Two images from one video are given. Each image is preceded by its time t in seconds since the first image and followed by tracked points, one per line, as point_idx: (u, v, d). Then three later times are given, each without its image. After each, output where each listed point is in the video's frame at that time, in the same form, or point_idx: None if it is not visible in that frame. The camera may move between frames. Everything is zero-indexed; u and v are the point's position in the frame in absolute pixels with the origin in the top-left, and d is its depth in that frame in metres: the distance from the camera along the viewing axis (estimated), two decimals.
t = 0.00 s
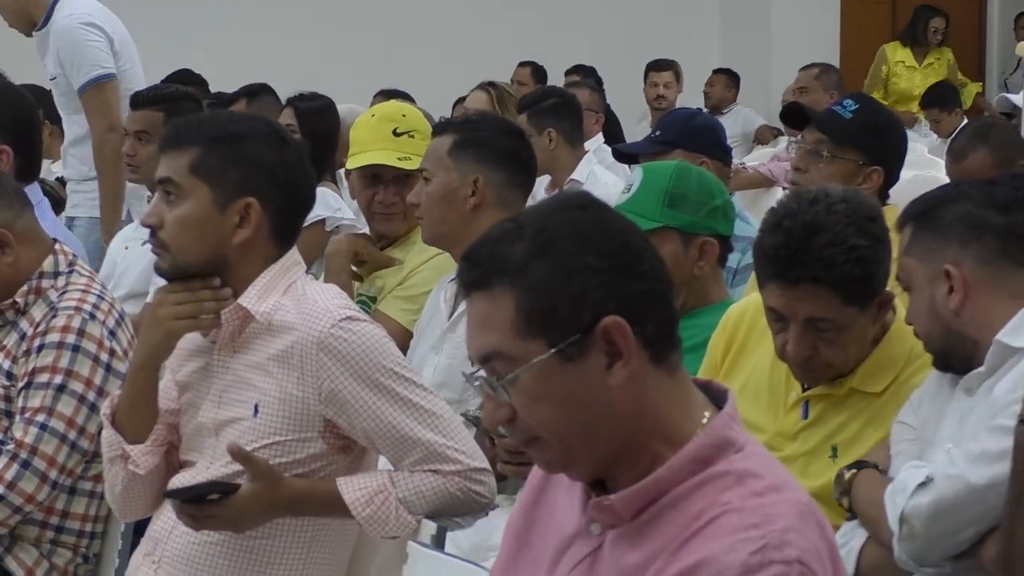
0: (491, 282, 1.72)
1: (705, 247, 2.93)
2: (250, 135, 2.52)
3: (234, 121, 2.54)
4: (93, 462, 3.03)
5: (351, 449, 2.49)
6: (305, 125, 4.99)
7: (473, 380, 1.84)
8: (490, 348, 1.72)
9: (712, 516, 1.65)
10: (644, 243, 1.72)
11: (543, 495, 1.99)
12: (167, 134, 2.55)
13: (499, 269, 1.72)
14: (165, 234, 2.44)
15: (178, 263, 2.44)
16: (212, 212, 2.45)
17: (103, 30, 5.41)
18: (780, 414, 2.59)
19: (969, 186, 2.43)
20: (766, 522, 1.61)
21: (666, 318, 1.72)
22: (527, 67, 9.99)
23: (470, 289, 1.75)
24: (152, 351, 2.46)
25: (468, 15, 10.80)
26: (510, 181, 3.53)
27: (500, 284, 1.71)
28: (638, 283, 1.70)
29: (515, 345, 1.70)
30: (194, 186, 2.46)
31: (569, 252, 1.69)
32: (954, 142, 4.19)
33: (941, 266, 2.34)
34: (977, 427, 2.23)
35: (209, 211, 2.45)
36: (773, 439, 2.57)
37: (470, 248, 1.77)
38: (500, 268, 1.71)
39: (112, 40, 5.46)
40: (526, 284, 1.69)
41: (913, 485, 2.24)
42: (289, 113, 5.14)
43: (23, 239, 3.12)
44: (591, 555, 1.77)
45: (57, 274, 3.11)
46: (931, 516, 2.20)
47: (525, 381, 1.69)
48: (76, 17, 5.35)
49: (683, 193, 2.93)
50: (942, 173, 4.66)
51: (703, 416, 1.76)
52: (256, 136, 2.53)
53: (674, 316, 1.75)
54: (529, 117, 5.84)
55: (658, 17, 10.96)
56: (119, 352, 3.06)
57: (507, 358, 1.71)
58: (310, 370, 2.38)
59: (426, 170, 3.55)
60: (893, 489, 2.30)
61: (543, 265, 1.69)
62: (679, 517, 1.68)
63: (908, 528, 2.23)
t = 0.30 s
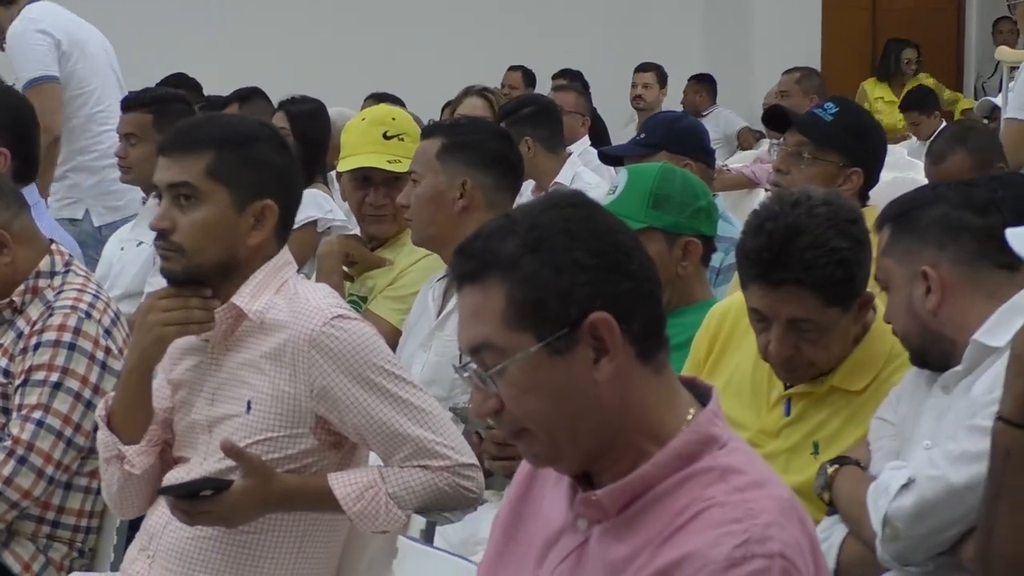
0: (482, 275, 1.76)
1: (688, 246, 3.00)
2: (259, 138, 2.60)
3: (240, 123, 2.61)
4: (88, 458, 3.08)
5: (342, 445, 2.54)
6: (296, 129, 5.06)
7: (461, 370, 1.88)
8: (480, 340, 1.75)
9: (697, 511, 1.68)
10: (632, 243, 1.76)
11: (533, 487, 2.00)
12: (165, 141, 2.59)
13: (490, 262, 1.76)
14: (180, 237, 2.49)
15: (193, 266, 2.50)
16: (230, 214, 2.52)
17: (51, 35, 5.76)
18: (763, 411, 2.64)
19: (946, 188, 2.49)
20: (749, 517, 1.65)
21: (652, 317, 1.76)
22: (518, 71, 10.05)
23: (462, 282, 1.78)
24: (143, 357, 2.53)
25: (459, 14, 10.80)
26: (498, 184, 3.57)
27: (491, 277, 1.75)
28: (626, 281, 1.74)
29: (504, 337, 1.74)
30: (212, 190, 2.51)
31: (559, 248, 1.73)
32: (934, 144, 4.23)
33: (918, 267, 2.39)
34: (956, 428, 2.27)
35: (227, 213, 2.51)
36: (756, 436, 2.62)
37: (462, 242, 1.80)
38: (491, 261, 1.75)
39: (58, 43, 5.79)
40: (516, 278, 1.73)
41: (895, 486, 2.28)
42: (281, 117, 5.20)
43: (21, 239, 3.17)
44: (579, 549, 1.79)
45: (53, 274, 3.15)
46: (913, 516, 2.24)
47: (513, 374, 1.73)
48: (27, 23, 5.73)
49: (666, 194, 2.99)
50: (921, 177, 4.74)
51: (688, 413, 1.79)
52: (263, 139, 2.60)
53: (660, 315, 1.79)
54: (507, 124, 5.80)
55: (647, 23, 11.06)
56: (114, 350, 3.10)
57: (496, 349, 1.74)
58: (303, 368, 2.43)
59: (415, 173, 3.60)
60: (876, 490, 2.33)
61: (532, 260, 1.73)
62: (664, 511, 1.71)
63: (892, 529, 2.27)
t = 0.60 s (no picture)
0: (468, 275, 1.76)
1: (669, 247, 3.06)
2: (261, 142, 2.66)
3: (240, 127, 2.66)
4: (82, 454, 3.12)
5: (331, 440, 2.59)
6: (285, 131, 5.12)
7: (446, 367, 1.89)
8: (465, 338, 1.76)
9: (678, 507, 1.70)
10: (615, 244, 1.77)
11: (515, 485, 2.05)
12: (168, 145, 2.62)
13: (475, 262, 1.77)
14: (196, 241, 2.54)
15: (211, 270, 2.56)
16: (244, 218, 2.58)
17: None
18: (744, 406, 2.70)
19: (920, 191, 2.54)
20: (730, 513, 1.67)
21: (635, 316, 1.78)
22: (505, 76, 10.20)
23: (448, 282, 1.79)
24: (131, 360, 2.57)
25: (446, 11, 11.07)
26: (481, 186, 3.62)
27: (476, 277, 1.76)
28: (609, 282, 1.75)
29: (490, 336, 1.74)
30: (229, 197, 2.57)
31: (543, 248, 1.74)
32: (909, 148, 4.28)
33: (893, 266, 2.45)
34: (932, 423, 2.33)
35: (241, 218, 2.58)
36: (738, 431, 2.68)
37: (447, 242, 1.81)
38: (476, 262, 1.76)
39: None
40: (500, 278, 1.74)
41: (872, 482, 2.31)
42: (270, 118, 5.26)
43: (14, 240, 3.21)
44: (562, 544, 1.82)
45: (47, 273, 3.20)
46: (891, 510, 2.28)
47: (497, 372, 1.73)
48: None
49: (648, 196, 3.06)
50: (897, 177, 4.80)
51: (669, 410, 1.80)
52: (264, 142, 2.67)
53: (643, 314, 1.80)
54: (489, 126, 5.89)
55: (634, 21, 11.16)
56: (107, 348, 3.15)
57: (482, 347, 1.74)
58: (292, 364, 2.48)
59: (400, 176, 3.64)
60: (853, 485, 2.37)
61: (518, 261, 1.74)
62: (645, 506, 1.73)
63: (869, 523, 2.30)
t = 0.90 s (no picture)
0: (456, 276, 1.82)
1: (653, 246, 3.12)
2: (250, 144, 2.73)
3: (231, 131, 2.73)
4: (78, 450, 3.18)
5: (322, 436, 2.64)
6: (277, 135, 5.18)
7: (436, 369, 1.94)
8: (453, 338, 1.81)
9: (661, 501, 1.75)
10: (599, 244, 1.82)
11: (502, 480, 2.10)
12: (163, 150, 2.65)
13: (463, 263, 1.82)
14: (195, 243, 2.59)
15: (212, 268, 2.60)
16: (240, 219, 2.65)
17: None
18: (727, 402, 2.76)
19: (898, 191, 2.61)
20: (713, 507, 1.70)
21: (619, 313, 1.83)
22: (494, 80, 10.40)
23: (438, 282, 1.84)
24: (127, 353, 2.66)
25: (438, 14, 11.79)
26: (465, 188, 3.67)
27: (464, 278, 1.81)
28: (593, 280, 1.80)
29: (479, 335, 1.79)
30: (226, 200, 2.62)
31: (529, 248, 1.79)
32: (888, 151, 4.33)
33: (871, 266, 2.50)
34: (907, 419, 2.40)
35: (238, 219, 2.64)
36: (720, 427, 2.74)
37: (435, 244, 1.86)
38: (465, 263, 1.81)
39: None
40: (489, 279, 1.79)
41: (850, 474, 2.37)
42: (264, 121, 5.32)
43: (10, 239, 3.25)
44: (549, 537, 1.86)
45: (43, 273, 3.24)
46: (868, 502, 2.34)
47: (486, 371, 1.79)
48: None
49: (632, 197, 3.12)
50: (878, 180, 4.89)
51: (653, 406, 1.86)
52: (253, 145, 2.74)
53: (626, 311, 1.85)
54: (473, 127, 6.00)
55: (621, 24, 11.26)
56: (103, 346, 3.20)
57: (471, 347, 1.80)
58: (285, 362, 2.53)
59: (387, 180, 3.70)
60: (830, 479, 2.44)
61: (505, 261, 1.79)
62: (632, 501, 1.77)
63: (846, 516, 2.36)
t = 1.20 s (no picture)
0: (434, 283, 1.82)
1: (647, 236, 3.33)
2: (230, 142, 2.78)
3: (210, 131, 2.78)
4: (72, 443, 3.22)
5: (310, 429, 2.69)
6: (267, 134, 5.23)
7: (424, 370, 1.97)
8: (435, 343, 1.82)
9: (644, 492, 1.74)
10: (573, 240, 1.84)
11: (487, 472, 2.13)
12: (145, 153, 2.71)
13: (440, 270, 1.82)
14: (180, 243, 2.64)
15: (197, 267, 2.65)
16: (224, 217, 2.69)
17: None
18: (708, 395, 2.82)
19: (879, 188, 2.66)
20: (694, 497, 1.70)
21: (597, 307, 1.83)
22: (479, 78, 10.68)
23: (416, 288, 1.84)
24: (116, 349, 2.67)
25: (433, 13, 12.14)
26: (429, 189, 3.73)
27: (442, 284, 1.81)
28: (568, 276, 1.81)
29: (459, 339, 1.80)
30: (209, 199, 2.67)
31: (503, 250, 1.80)
32: (866, 149, 4.39)
33: (853, 260, 2.55)
34: (885, 410, 2.45)
35: (222, 217, 2.69)
36: (702, 419, 2.79)
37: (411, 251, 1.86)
38: (441, 269, 1.82)
39: None
40: (465, 283, 1.79)
41: (828, 464, 2.42)
42: (253, 120, 5.37)
43: (4, 237, 3.30)
44: (533, 528, 1.87)
45: (37, 269, 3.29)
46: (845, 492, 2.38)
47: (469, 373, 1.79)
48: None
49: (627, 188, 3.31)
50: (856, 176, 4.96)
51: (635, 399, 1.85)
52: (234, 144, 2.79)
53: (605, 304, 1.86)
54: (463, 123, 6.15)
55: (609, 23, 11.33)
56: (96, 341, 3.24)
57: (453, 351, 1.80)
58: (274, 356, 2.59)
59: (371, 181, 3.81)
60: (809, 468, 2.48)
61: (479, 264, 1.80)
62: (614, 493, 1.77)
63: (825, 504, 2.41)
